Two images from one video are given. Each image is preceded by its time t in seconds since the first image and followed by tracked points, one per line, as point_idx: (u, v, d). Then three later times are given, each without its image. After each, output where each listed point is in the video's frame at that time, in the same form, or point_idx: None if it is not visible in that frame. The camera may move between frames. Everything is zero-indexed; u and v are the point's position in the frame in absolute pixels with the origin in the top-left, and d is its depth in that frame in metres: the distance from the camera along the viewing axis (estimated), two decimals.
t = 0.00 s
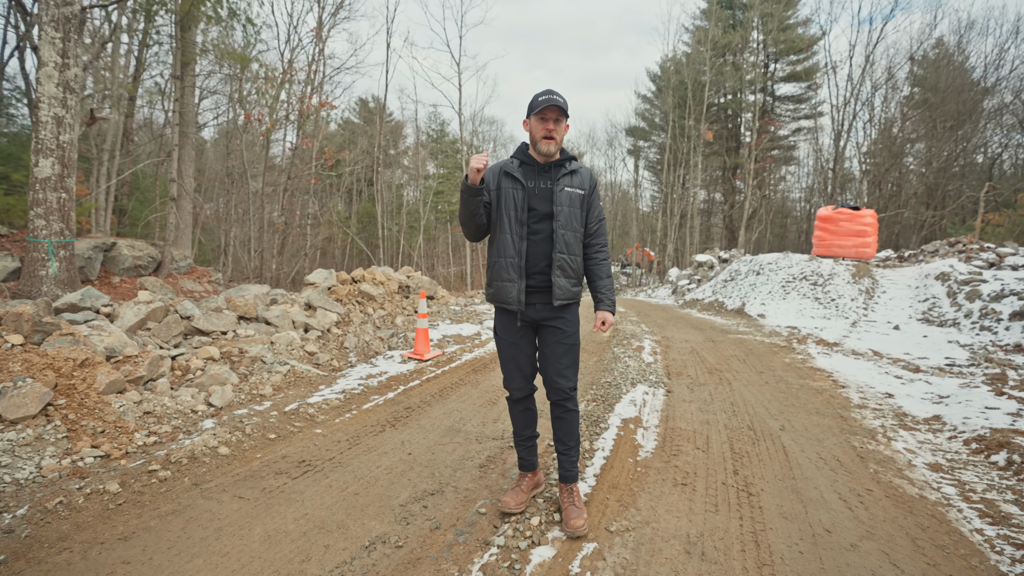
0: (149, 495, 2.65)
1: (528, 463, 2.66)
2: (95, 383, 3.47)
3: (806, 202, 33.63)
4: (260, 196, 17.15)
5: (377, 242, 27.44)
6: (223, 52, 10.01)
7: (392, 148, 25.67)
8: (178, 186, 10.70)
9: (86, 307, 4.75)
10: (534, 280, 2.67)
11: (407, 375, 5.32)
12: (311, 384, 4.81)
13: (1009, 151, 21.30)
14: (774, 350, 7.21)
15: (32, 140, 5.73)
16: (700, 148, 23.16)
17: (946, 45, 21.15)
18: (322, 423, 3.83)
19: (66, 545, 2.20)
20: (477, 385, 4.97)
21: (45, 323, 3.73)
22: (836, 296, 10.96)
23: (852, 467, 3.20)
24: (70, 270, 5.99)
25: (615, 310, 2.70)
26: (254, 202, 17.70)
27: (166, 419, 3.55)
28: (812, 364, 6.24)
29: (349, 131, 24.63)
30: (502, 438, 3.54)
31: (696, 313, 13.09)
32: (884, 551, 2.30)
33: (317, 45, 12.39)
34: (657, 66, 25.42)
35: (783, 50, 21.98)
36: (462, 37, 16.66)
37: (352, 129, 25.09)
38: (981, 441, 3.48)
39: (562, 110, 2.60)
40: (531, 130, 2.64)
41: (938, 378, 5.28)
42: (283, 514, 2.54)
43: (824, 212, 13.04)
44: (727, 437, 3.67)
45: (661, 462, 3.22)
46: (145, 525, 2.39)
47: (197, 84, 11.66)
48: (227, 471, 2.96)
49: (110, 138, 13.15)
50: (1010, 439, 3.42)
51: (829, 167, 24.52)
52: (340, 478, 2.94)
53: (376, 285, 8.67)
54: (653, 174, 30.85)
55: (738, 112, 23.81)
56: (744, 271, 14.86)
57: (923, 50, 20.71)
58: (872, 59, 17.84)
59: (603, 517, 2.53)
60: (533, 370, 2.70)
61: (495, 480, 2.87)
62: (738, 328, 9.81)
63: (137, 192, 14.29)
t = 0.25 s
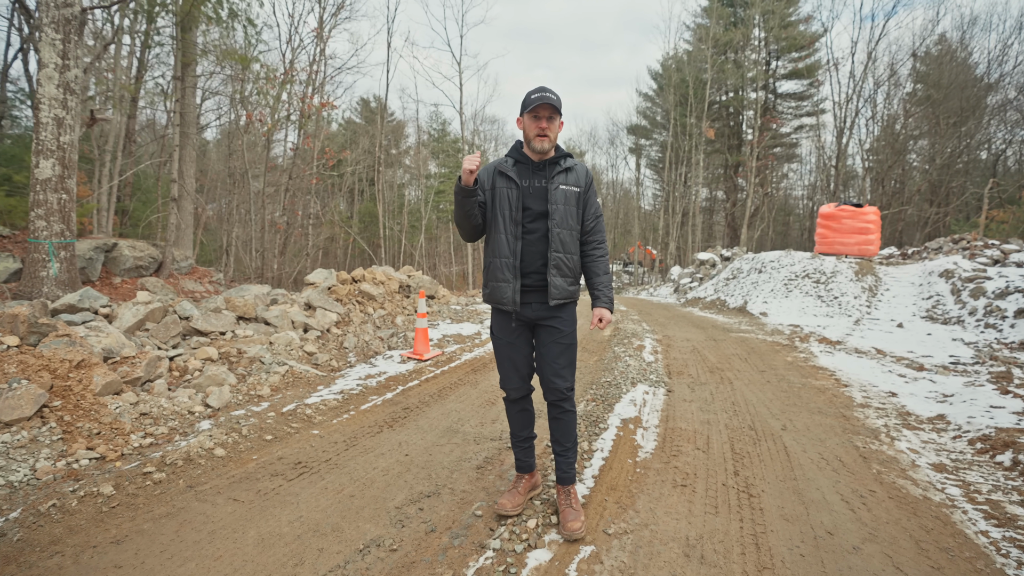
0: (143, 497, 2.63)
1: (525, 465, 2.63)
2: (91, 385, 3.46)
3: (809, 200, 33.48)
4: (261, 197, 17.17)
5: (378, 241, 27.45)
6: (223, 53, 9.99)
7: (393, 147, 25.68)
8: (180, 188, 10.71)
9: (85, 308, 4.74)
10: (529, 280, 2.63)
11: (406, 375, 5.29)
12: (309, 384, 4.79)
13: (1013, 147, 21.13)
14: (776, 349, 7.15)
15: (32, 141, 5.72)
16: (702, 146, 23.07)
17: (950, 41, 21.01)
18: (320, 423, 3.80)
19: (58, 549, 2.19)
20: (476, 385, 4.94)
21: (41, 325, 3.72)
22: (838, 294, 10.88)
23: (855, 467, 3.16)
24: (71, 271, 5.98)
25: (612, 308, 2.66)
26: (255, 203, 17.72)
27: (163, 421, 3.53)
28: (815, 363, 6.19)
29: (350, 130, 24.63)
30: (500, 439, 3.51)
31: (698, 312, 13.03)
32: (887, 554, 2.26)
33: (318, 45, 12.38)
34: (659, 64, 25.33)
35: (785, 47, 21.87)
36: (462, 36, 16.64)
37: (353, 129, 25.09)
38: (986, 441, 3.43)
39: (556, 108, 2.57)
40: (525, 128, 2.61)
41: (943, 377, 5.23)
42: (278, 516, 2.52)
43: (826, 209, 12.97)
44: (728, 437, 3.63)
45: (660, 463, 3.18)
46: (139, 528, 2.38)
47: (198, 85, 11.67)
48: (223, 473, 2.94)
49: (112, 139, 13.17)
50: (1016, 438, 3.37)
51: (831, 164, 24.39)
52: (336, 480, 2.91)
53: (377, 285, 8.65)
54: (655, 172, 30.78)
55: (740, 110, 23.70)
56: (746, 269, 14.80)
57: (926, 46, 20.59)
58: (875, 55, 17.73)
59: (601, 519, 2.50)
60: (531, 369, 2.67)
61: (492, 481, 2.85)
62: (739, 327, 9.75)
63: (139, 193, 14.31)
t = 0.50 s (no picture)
0: (143, 500, 2.63)
1: (526, 468, 2.61)
2: (92, 387, 3.47)
3: (816, 200, 33.27)
4: (266, 199, 17.23)
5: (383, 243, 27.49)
6: (227, 55, 10.02)
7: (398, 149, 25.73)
8: (185, 190, 10.75)
9: (88, 310, 4.77)
10: (530, 281, 2.61)
11: (409, 377, 5.28)
12: (311, 386, 4.79)
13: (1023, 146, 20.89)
14: (781, 350, 7.09)
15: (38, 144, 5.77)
16: (708, 147, 22.96)
17: (957, 39, 20.83)
18: (321, 425, 3.80)
19: (57, 552, 2.18)
20: (479, 387, 4.92)
21: (43, 326, 3.74)
22: (845, 295, 10.78)
23: (861, 470, 3.12)
24: (76, 272, 6.00)
25: (614, 309, 2.63)
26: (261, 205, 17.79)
27: (164, 423, 3.54)
28: (820, 364, 6.12)
29: (355, 132, 24.71)
30: (502, 441, 3.48)
31: (703, 313, 12.95)
32: (893, 559, 2.22)
33: (322, 47, 12.42)
34: (663, 65, 25.26)
35: (790, 47, 21.75)
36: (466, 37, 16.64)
37: (357, 131, 25.17)
38: (995, 444, 3.38)
39: (556, 108, 2.56)
40: (523, 129, 2.60)
41: (951, 379, 5.15)
42: (277, 519, 2.51)
43: (832, 209, 12.87)
44: (732, 439, 3.59)
45: (663, 466, 3.15)
46: (138, 530, 2.37)
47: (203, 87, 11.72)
48: (223, 475, 2.94)
49: (119, 142, 13.26)
50: None
51: (838, 165, 24.21)
52: (336, 482, 2.90)
53: (380, 286, 8.65)
54: (660, 173, 30.68)
55: (745, 110, 23.59)
56: (751, 269, 14.70)
57: (933, 45, 20.42)
58: (881, 55, 17.59)
59: (602, 522, 2.47)
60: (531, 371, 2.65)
61: (493, 484, 2.82)
62: (745, 328, 9.68)
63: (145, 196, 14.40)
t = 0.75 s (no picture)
0: (135, 499, 2.61)
1: (521, 464, 2.59)
2: (85, 386, 3.45)
3: (814, 195, 33.26)
4: (264, 196, 17.15)
5: (381, 240, 27.40)
6: (222, 51, 9.91)
7: (395, 146, 25.66)
8: (180, 187, 10.66)
9: (81, 308, 4.73)
10: (523, 277, 2.60)
11: (405, 374, 5.26)
12: (307, 384, 4.77)
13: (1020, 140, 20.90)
14: (778, 345, 7.09)
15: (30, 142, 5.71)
16: (706, 142, 22.91)
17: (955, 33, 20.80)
18: (316, 423, 3.78)
19: (48, 552, 2.17)
20: (475, 384, 4.90)
21: (34, 326, 3.72)
22: (842, 290, 10.79)
23: (857, 464, 3.12)
24: (70, 271, 5.96)
25: (609, 304, 2.61)
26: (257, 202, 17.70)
27: (158, 421, 3.52)
28: (817, 359, 6.13)
29: (352, 129, 24.59)
30: (498, 438, 3.48)
31: (700, 309, 12.96)
32: (887, 553, 2.22)
33: (318, 43, 12.32)
34: (661, 60, 25.17)
35: (788, 41, 21.67)
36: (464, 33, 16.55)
37: (354, 128, 25.05)
38: (990, 437, 3.38)
39: (547, 101, 2.52)
40: (515, 124, 2.57)
41: (947, 372, 5.16)
42: (270, 517, 2.49)
43: (829, 204, 12.86)
44: (728, 434, 3.59)
45: (659, 461, 3.14)
46: (130, 530, 2.36)
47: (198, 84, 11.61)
48: (217, 474, 2.93)
49: (113, 140, 13.15)
50: (1019, 434, 3.31)
51: (836, 160, 24.20)
52: (331, 480, 2.89)
53: (377, 283, 8.62)
54: (658, 169, 30.63)
55: (743, 105, 23.53)
56: (748, 265, 14.70)
57: (931, 39, 20.39)
58: (879, 49, 17.54)
59: (597, 519, 2.46)
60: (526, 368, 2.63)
61: (488, 481, 2.81)
62: (742, 323, 9.69)
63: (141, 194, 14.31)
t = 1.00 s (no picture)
0: (127, 502, 2.58)
1: (516, 465, 2.57)
2: (78, 387, 3.42)
3: (813, 195, 33.26)
4: (263, 196, 17.15)
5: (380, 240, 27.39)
6: (220, 52, 9.87)
7: (394, 147, 25.67)
8: (179, 188, 10.65)
9: (76, 309, 4.70)
10: (518, 276, 2.57)
11: (402, 374, 5.23)
12: (303, 385, 4.74)
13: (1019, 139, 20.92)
14: (777, 345, 7.07)
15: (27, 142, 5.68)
16: (704, 142, 22.90)
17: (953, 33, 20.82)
18: (311, 424, 3.75)
19: (37, 556, 2.14)
20: (472, 384, 4.88)
21: (27, 327, 3.68)
22: (841, 289, 10.77)
23: (856, 465, 3.09)
24: (67, 272, 5.93)
25: (604, 303, 2.58)
26: (256, 203, 17.68)
27: (152, 423, 3.49)
28: (816, 358, 6.11)
29: (351, 130, 24.59)
30: (494, 438, 3.45)
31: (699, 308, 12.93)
32: (887, 555, 2.19)
33: (317, 44, 12.31)
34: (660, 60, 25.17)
35: (786, 41, 21.68)
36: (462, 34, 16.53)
37: (353, 128, 25.04)
38: (990, 437, 3.36)
39: (540, 101, 2.52)
40: (508, 123, 2.57)
41: (946, 372, 5.14)
42: (263, 520, 2.47)
43: (828, 203, 12.85)
44: (726, 435, 3.56)
45: (657, 462, 3.11)
46: (121, 533, 2.33)
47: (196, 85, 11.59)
48: (210, 476, 2.90)
49: (111, 141, 13.13)
50: (1020, 434, 3.28)
51: (835, 159, 24.19)
52: (325, 482, 2.86)
53: (375, 284, 8.59)
54: (657, 169, 30.64)
55: (742, 105, 23.54)
56: (747, 264, 14.69)
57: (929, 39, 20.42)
58: (878, 48, 17.54)
59: (593, 521, 2.44)
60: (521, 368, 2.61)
61: (484, 483, 2.79)
62: (741, 323, 9.66)
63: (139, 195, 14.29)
